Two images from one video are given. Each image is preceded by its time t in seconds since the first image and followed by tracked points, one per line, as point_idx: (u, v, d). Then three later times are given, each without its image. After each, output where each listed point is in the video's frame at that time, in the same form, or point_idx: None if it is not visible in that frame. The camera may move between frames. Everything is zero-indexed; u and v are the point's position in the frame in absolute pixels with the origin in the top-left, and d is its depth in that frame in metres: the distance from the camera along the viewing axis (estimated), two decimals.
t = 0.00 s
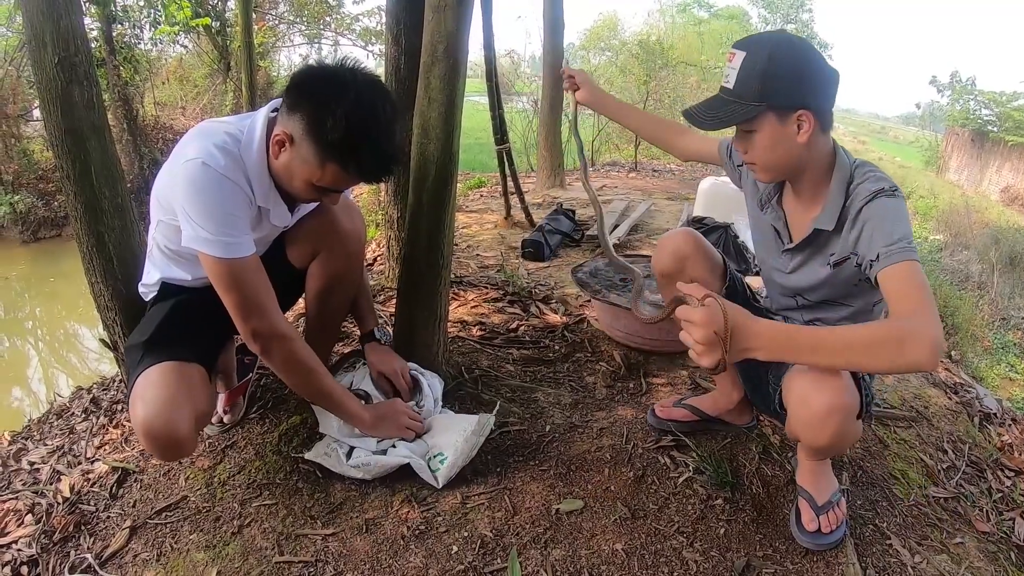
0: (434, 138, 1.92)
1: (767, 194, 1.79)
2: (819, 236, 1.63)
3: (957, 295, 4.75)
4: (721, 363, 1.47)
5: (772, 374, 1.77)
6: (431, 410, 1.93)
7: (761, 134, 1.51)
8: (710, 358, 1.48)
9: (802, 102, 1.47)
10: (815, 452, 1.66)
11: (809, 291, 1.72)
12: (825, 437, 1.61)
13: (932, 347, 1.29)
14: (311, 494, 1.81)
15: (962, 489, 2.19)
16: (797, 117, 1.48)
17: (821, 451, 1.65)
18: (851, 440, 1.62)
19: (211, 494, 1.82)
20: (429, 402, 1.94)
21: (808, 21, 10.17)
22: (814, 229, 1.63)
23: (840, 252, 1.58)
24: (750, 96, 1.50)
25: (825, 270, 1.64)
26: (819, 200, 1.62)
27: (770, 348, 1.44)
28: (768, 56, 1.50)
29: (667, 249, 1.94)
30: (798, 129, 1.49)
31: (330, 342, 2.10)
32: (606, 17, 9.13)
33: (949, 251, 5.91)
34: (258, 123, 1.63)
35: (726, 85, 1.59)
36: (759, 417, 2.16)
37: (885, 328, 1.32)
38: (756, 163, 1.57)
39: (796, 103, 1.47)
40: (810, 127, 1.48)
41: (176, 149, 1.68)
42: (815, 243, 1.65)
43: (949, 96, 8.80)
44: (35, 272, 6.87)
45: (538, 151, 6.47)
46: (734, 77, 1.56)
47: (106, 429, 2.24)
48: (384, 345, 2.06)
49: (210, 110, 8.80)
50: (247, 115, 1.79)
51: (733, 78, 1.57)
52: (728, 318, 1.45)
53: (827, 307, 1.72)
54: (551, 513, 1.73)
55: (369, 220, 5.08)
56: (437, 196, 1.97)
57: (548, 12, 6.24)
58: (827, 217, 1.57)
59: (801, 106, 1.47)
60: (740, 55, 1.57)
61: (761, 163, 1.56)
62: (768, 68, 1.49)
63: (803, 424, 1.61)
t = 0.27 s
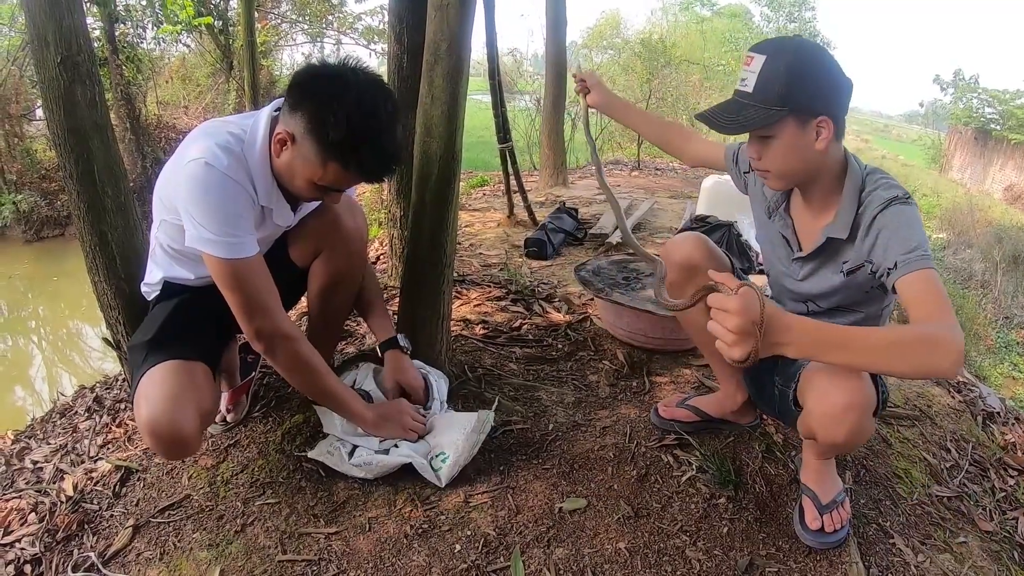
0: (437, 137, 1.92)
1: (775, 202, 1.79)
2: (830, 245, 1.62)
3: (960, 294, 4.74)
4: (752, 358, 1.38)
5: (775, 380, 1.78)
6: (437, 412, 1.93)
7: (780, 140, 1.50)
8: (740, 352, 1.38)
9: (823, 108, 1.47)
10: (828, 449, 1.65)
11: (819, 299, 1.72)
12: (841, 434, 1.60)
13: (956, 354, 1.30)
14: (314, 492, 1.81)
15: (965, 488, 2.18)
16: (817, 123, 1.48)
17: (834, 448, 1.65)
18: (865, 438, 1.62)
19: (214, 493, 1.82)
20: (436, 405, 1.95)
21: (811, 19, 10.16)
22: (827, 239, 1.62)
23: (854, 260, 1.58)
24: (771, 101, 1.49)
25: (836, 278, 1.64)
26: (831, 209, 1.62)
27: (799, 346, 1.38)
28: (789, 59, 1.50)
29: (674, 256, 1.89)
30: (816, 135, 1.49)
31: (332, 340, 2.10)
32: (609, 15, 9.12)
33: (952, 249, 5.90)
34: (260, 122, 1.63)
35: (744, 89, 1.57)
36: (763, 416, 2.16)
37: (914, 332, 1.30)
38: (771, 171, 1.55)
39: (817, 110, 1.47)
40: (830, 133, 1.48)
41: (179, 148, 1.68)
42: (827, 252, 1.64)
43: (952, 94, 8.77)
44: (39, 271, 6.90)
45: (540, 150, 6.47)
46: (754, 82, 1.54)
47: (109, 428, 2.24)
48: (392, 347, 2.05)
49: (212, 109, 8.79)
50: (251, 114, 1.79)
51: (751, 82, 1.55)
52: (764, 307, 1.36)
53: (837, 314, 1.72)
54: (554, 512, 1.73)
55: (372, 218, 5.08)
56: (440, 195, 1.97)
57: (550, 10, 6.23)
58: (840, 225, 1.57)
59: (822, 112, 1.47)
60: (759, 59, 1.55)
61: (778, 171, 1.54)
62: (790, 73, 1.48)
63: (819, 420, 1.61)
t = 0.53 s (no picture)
0: (439, 137, 1.92)
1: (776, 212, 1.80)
2: (834, 254, 1.62)
3: (963, 294, 4.74)
4: (785, 354, 1.29)
5: (780, 379, 1.79)
6: (438, 408, 1.93)
7: (790, 154, 1.48)
8: (774, 347, 1.29)
9: (831, 122, 1.47)
10: (837, 444, 1.64)
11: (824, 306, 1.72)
12: (851, 427, 1.59)
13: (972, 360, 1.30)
14: (317, 492, 1.81)
15: (968, 488, 2.18)
16: (825, 136, 1.48)
17: (841, 443, 1.64)
18: (875, 433, 1.61)
19: (217, 492, 1.83)
20: (436, 400, 1.94)
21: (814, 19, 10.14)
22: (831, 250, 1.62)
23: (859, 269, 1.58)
24: (782, 115, 1.47)
25: (841, 287, 1.64)
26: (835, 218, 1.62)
27: (828, 345, 1.32)
28: (797, 72, 1.48)
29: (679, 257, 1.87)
30: (824, 147, 1.49)
31: (334, 339, 2.11)
32: (611, 15, 9.11)
33: (954, 249, 5.89)
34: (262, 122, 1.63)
35: (751, 101, 1.54)
36: (765, 415, 2.16)
37: (939, 334, 1.28)
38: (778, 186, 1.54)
39: (825, 122, 1.46)
40: (836, 145, 1.48)
41: (180, 148, 1.68)
42: (830, 261, 1.64)
43: (954, 93, 8.75)
44: (42, 271, 6.91)
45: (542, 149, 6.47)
46: (762, 95, 1.52)
47: (112, 427, 2.24)
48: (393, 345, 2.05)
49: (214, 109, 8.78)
50: (252, 113, 1.79)
51: (759, 94, 1.52)
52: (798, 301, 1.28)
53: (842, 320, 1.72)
54: (556, 511, 1.73)
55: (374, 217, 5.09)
56: (443, 195, 1.97)
57: (553, 10, 6.23)
58: (844, 234, 1.56)
59: (830, 124, 1.47)
60: (763, 71, 1.53)
61: (787, 184, 1.52)
62: (798, 85, 1.47)
63: (829, 414, 1.59)
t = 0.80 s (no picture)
0: (440, 137, 1.92)
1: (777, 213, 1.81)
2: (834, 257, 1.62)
3: (964, 294, 4.73)
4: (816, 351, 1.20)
5: (781, 379, 1.80)
6: (436, 407, 1.93)
7: (793, 161, 1.48)
8: (804, 342, 1.19)
9: (834, 129, 1.47)
10: (840, 442, 1.64)
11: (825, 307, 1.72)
12: (855, 425, 1.59)
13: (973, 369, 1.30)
14: (318, 491, 1.82)
15: (969, 488, 2.18)
16: (830, 143, 1.47)
17: (844, 442, 1.65)
18: (878, 430, 1.61)
19: (218, 492, 1.83)
20: (433, 400, 1.94)
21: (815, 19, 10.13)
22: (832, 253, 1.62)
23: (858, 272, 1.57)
24: (786, 122, 1.46)
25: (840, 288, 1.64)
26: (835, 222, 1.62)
27: (852, 343, 1.26)
28: (802, 80, 1.47)
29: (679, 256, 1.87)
30: (828, 154, 1.49)
31: (335, 338, 2.11)
32: (612, 14, 9.10)
33: (956, 248, 5.88)
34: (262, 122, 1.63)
35: (755, 109, 1.54)
36: (766, 415, 2.15)
37: (947, 336, 1.28)
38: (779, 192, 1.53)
39: (831, 130, 1.47)
40: (840, 153, 1.49)
41: (181, 149, 1.68)
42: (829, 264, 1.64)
43: (956, 93, 8.74)
44: (43, 270, 6.92)
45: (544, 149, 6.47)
46: (766, 102, 1.51)
47: (113, 426, 2.24)
48: (391, 346, 2.05)
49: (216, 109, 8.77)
50: (253, 113, 1.79)
51: (763, 102, 1.52)
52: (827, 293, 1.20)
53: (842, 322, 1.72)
54: (557, 511, 1.73)
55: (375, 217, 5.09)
56: (444, 195, 1.97)
57: (554, 10, 6.23)
58: (845, 237, 1.56)
59: (834, 133, 1.47)
60: (767, 78, 1.53)
61: (788, 190, 1.52)
62: (804, 92, 1.46)
63: (833, 413, 1.59)
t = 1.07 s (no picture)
0: (441, 136, 1.92)
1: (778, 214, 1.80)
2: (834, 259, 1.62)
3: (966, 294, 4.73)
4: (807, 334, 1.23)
5: (784, 380, 1.80)
6: (439, 411, 1.93)
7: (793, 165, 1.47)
8: (796, 327, 1.23)
9: (834, 134, 1.47)
10: (847, 441, 1.63)
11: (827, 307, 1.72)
12: (863, 424, 1.58)
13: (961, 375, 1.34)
14: (318, 491, 1.81)
15: (970, 488, 2.18)
16: (829, 147, 1.48)
17: (850, 441, 1.64)
18: (885, 430, 1.60)
19: (218, 491, 1.83)
20: (435, 401, 1.94)
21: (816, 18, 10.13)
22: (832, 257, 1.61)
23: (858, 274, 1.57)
24: (786, 124, 1.46)
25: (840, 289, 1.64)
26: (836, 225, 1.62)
27: (847, 331, 1.28)
28: (805, 83, 1.47)
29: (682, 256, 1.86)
30: (828, 158, 1.49)
31: (335, 337, 2.11)
32: (613, 14, 9.09)
33: (957, 248, 5.87)
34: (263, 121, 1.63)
35: (755, 109, 1.54)
36: (766, 415, 2.15)
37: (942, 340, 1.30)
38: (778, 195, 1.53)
39: (832, 133, 1.46)
40: (839, 157, 1.48)
41: (181, 148, 1.68)
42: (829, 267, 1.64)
43: (957, 93, 8.72)
44: (44, 270, 6.92)
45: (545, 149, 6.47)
46: (767, 103, 1.51)
47: (113, 426, 2.24)
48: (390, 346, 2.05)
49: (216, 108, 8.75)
50: (253, 112, 1.79)
51: (764, 103, 1.52)
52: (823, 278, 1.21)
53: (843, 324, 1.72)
54: (557, 511, 1.73)
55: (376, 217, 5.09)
56: (444, 195, 1.97)
57: (555, 9, 6.23)
58: (846, 241, 1.56)
59: (834, 136, 1.47)
60: (769, 80, 1.53)
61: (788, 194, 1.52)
62: (805, 94, 1.46)
63: (841, 410, 1.58)
